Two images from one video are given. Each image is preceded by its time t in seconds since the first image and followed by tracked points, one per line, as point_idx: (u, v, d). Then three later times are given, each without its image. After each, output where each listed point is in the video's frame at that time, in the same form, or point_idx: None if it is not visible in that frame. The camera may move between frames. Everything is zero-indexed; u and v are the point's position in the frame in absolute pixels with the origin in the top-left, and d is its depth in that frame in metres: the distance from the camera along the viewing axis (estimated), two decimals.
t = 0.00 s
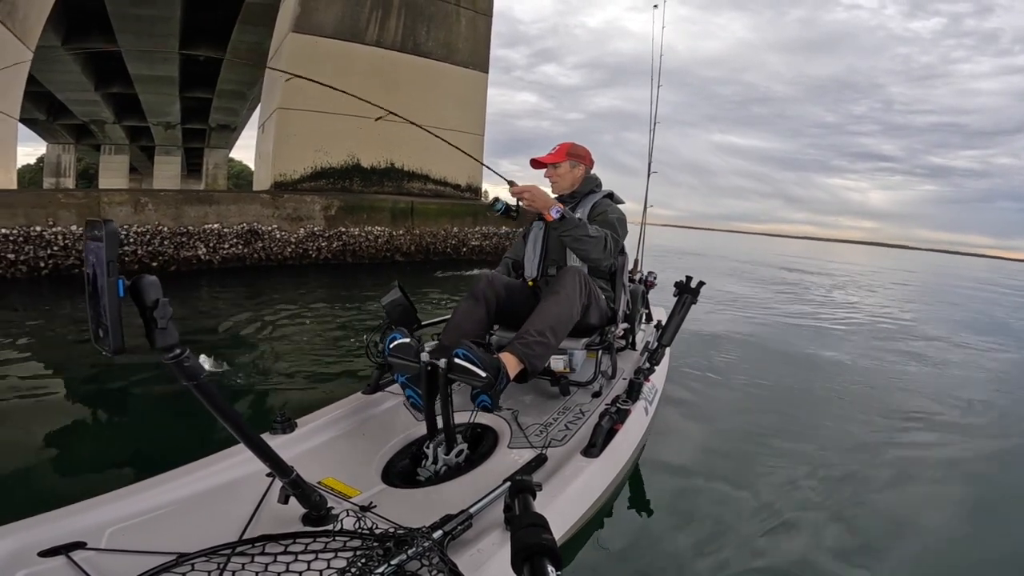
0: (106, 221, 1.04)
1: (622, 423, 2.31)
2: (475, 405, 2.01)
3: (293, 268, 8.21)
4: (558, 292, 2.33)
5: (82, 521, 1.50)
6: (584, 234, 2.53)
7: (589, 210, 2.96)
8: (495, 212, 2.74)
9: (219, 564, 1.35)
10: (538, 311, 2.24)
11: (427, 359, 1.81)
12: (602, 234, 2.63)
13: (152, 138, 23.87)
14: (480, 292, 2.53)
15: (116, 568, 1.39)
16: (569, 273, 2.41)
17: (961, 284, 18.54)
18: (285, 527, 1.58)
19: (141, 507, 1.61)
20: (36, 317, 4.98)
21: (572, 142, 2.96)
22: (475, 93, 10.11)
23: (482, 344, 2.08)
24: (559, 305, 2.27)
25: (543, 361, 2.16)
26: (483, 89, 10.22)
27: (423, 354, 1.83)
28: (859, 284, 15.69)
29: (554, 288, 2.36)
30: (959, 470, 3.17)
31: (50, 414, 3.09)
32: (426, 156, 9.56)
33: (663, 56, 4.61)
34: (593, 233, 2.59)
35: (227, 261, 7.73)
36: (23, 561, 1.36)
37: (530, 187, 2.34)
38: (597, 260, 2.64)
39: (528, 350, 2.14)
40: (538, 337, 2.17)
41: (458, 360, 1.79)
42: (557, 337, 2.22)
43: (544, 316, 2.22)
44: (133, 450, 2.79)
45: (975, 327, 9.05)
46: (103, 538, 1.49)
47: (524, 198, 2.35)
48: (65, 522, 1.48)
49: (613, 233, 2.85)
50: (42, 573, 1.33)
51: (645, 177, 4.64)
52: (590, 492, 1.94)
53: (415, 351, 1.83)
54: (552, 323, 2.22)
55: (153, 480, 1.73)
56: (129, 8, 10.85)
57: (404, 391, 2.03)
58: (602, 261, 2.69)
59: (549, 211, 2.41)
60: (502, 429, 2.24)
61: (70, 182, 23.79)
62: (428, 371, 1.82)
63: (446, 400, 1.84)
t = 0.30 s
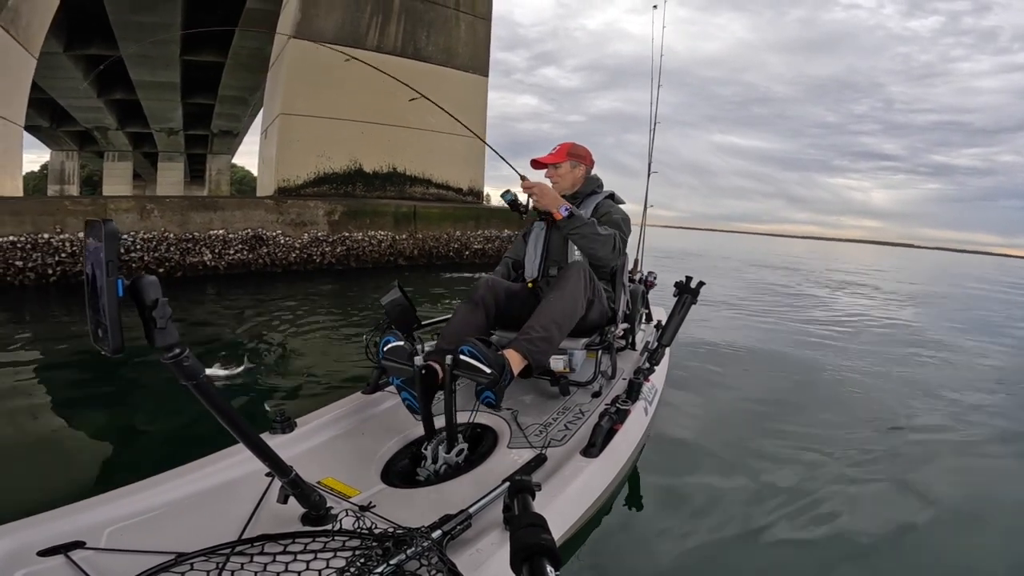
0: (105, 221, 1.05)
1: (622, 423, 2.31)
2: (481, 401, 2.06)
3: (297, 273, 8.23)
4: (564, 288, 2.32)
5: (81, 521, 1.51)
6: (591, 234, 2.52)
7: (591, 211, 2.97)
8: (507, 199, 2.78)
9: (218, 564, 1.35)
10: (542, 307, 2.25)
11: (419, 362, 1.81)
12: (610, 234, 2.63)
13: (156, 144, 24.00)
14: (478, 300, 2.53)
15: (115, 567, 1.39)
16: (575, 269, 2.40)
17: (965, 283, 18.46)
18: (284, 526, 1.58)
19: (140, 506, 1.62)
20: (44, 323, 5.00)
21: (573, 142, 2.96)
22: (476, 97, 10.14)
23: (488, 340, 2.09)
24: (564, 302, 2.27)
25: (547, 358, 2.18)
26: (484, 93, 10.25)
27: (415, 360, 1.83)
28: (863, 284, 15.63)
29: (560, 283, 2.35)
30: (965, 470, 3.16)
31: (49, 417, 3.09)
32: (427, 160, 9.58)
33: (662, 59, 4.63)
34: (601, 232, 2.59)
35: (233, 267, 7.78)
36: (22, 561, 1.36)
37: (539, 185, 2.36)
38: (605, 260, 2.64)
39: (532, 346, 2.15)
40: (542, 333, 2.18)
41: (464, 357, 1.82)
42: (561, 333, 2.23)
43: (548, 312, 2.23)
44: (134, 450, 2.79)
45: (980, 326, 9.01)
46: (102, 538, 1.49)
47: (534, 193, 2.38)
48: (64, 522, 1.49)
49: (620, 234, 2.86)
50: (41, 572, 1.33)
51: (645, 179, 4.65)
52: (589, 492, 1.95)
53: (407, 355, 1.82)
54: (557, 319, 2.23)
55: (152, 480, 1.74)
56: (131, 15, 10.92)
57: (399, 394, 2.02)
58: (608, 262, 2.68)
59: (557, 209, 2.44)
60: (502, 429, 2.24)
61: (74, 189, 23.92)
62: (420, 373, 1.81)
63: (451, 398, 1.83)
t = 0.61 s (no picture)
0: (106, 222, 1.06)
1: (622, 423, 2.32)
2: (469, 413, 1.96)
3: (300, 274, 8.23)
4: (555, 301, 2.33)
5: (82, 521, 1.52)
6: (609, 240, 2.57)
7: (595, 212, 2.96)
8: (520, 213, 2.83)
9: (218, 565, 1.36)
10: (533, 320, 2.25)
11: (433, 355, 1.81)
12: (629, 240, 2.68)
13: (158, 146, 24.03)
14: (482, 285, 2.52)
15: (114, 567, 1.40)
16: (564, 282, 2.42)
17: (967, 281, 18.43)
18: (285, 526, 1.59)
19: (139, 507, 1.62)
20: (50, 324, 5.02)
21: (573, 142, 2.95)
22: (477, 98, 10.14)
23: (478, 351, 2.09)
24: (557, 314, 2.28)
25: (537, 370, 2.18)
26: (485, 94, 10.25)
27: (431, 352, 1.81)
28: (865, 283, 15.60)
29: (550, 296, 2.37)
30: (970, 468, 3.15)
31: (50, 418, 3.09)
32: (429, 161, 9.59)
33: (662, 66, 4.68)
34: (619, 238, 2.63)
35: (237, 268, 7.78)
36: (22, 561, 1.37)
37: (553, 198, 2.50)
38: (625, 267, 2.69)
39: (522, 359, 2.14)
40: (533, 346, 2.18)
41: (452, 365, 1.80)
42: (552, 348, 2.23)
43: (540, 325, 2.23)
44: (135, 451, 2.79)
45: (984, 324, 9.00)
46: (103, 537, 1.50)
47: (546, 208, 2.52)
48: (64, 522, 1.49)
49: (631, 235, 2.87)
50: (41, 572, 1.34)
51: (646, 179, 4.66)
52: (590, 492, 1.95)
53: (422, 347, 1.81)
54: (547, 333, 2.22)
55: (152, 481, 1.75)
56: (132, 17, 10.94)
57: (415, 388, 2.00)
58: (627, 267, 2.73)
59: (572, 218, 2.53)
60: (503, 429, 2.25)
61: (76, 191, 23.95)
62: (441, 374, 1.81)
63: (440, 403, 1.88)
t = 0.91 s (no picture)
0: (105, 223, 1.05)
1: (622, 424, 2.32)
2: (472, 410, 1.92)
3: (302, 272, 8.23)
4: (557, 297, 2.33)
5: (84, 520, 1.53)
6: (617, 240, 2.59)
7: (596, 212, 2.95)
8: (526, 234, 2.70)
9: (219, 565, 1.36)
10: (535, 317, 2.25)
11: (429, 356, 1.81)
12: (638, 239, 2.72)
13: (158, 143, 24.01)
14: (480, 290, 2.52)
15: (115, 568, 1.40)
16: (568, 276, 2.42)
17: (968, 280, 18.43)
18: (286, 527, 1.59)
19: (140, 508, 1.62)
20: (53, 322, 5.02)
21: (574, 142, 2.94)
22: (478, 97, 10.13)
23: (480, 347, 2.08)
24: (558, 311, 2.27)
25: (540, 366, 2.17)
26: (486, 93, 10.24)
27: (427, 352, 1.81)
28: (865, 281, 15.59)
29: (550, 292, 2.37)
30: (971, 468, 3.16)
31: (50, 418, 3.10)
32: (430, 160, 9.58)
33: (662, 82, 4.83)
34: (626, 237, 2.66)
35: (240, 266, 7.79)
36: (23, 561, 1.37)
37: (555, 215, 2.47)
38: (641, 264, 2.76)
39: (525, 355, 2.14)
40: (536, 343, 2.17)
41: (456, 363, 1.82)
42: (555, 343, 2.23)
43: (542, 321, 2.23)
44: (139, 450, 2.80)
45: (985, 323, 9.00)
46: (103, 538, 1.50)
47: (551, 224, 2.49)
48: (65, 522, 1.50)
49: (638, 230, 2.86)
50: (41, 573, 1.34)
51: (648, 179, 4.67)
52: (590, 492, 1.95)
53: (418, 349, 1.81)
54: (550, 329, 2.22)
55: (153, 481, 1.75)
56: (133, 16, 10.92)
57: (410, 390, 2.00)
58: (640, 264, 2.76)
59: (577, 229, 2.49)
60: (503, 429, 2.25)
61: (76, 189, 23.91)
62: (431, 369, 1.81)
63: (441, 405, 1.86)
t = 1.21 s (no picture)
0: (106, 222, 1.05)
1: (623, 424, 2.32)
2: (481, 404, 2.01)
3: (304, 271, 8.22)
4: (565, 291, 2.33)
5: (84, 520, 1.53)
6: (627, 240, 2.61)
7: (596, 211, 2.95)
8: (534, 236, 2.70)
9: (219, 565, 1.36)
10: (542, 310, 2.25)
11: (419, 363, 1.82)
12: (647, 236, 2.74)
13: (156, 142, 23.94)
14: (478, 301, 2.52)
15: (115, 568, 1.40)
16: (577, 269, 2.43)
17: (968, 275, 18.42)
18: (286, 527, 1.59)
19: (140, 508, 1.62)
20: (55, 323, 5.02)
21: (572, 142, 2.95)
22: (477, 95, 10.10)
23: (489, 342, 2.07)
24: (564, 305, 2.28)
25: (547, 360, 2.17)
26: (485, 91, 10.21)
27: (416, 360, 1.83)
28: (866, 277, 15.59)
29: (560, 286, 2.37)
30: (971, 464, 3.16)
31: (50, 419, 3.10)
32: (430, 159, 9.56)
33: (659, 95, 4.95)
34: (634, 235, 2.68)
35: (242, 265, 7.79)
36: (23, 561, 1.37)
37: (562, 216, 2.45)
38: (651, 260, 2.76)
39: (533, 348, 2.14)
40: (542, 336, 2.17)
41: (465, 357, 1.83)
42: (561, 337, 2.23)
43: (548, 315, 2.23)
44: (139, 451, 2.80)
45: (986, 319, 9.01)
46: (103, 537, 1.51)
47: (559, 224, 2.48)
48: (65, 523, 1.50)
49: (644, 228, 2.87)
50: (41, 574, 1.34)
51: (648, 179, 4.66)
52: (590, 492, 1.95)
53: (407, 356, 1.82)
54: (558, 322, 2.22)
55: (152, 482, 1.75)
56: (130, 14, 10.88)
57: (399, 396, 2.02)
58: (651, 261, 2.77)
59: (587, 231, 2.51)
60: (503, 429, 2.25)
61: (75, 188, 23.85)
62: (422, 375, 1.82)
63: (453, 399, 1.84)
